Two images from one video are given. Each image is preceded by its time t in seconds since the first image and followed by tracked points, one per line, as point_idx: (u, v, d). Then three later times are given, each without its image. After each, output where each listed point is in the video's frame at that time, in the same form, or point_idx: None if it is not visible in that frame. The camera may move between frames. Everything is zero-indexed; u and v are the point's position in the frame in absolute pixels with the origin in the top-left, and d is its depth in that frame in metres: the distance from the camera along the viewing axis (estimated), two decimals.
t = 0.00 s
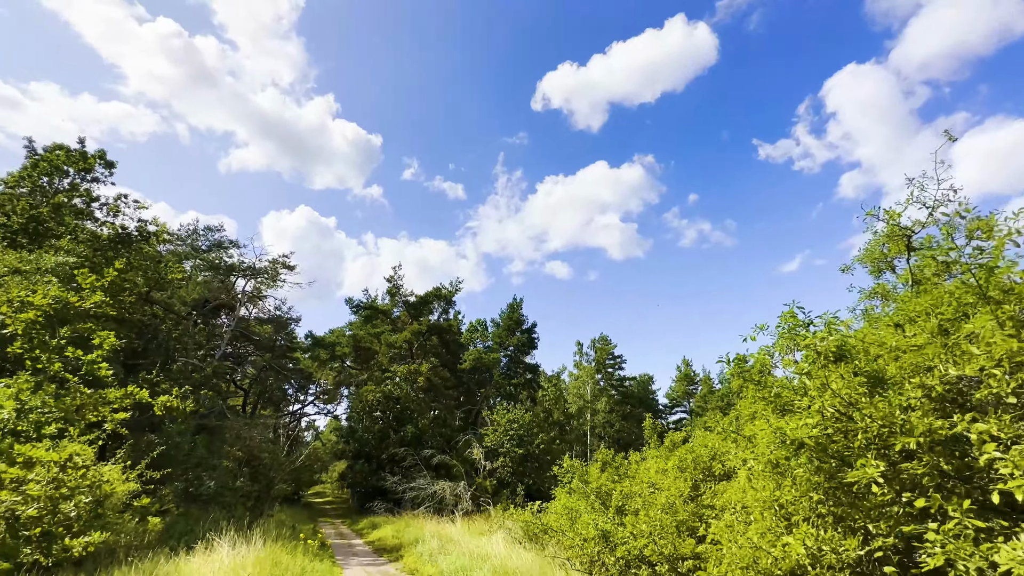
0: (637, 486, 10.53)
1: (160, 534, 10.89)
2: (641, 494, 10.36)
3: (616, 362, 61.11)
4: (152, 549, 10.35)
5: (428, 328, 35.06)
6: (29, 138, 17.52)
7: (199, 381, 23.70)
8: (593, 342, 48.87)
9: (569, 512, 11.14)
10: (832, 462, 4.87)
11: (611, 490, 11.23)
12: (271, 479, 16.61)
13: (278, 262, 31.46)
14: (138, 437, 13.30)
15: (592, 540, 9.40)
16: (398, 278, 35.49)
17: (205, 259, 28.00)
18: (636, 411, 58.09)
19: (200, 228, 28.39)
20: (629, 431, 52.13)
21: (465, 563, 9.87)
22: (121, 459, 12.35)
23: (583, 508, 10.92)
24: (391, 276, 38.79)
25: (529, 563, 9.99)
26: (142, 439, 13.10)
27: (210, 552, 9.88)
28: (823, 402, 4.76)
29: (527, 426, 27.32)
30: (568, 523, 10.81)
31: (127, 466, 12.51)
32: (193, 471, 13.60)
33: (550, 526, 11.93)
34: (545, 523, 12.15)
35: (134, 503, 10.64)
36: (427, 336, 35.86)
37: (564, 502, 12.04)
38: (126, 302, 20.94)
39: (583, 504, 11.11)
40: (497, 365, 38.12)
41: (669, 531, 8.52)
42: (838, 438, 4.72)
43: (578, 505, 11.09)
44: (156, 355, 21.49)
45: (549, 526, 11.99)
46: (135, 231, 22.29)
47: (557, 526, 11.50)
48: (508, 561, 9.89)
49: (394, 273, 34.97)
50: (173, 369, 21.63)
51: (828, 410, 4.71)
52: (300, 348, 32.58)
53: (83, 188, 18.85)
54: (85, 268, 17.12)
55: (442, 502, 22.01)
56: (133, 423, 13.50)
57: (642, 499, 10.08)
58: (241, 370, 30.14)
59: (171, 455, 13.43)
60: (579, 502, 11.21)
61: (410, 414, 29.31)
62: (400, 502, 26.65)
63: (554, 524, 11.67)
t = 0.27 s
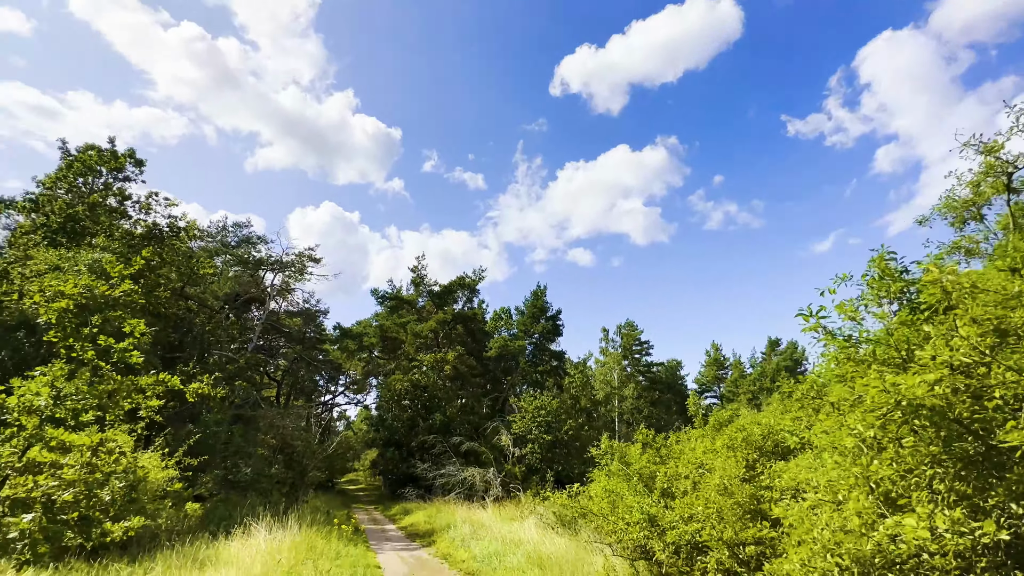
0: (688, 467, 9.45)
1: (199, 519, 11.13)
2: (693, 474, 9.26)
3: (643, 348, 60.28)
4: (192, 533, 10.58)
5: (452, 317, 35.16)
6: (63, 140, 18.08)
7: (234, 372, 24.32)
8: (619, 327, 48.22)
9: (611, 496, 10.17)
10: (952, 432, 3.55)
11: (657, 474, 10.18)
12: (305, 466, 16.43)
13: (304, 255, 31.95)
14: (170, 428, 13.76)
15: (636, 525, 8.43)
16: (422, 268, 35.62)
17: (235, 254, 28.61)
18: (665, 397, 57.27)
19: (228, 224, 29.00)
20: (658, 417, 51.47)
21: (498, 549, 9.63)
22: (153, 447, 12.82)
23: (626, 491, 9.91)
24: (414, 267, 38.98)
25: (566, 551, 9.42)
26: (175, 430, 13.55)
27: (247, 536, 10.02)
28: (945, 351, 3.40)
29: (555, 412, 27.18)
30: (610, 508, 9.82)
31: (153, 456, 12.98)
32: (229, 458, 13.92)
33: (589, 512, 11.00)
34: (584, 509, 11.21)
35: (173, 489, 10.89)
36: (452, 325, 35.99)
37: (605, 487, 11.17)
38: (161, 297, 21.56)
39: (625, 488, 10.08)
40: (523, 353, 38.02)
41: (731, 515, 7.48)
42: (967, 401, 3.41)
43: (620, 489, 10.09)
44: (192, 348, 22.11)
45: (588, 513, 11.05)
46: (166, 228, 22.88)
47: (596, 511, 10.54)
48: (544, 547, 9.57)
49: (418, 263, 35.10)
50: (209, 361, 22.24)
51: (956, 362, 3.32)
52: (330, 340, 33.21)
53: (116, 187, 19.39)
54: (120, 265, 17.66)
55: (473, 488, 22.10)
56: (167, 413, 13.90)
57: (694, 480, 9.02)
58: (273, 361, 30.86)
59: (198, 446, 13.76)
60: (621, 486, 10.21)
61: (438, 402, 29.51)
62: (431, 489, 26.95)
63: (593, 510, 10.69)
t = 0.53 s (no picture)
0: (738, 447, 8.04)
1: (229, 506, 11.28)
2: (746, 457, 7.81)
3: (666, 333, 59.36)
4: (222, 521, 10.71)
5: (473, 306, 35.08)
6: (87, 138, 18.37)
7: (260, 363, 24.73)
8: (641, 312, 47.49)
9: (647, 479, 8.74)
10: None
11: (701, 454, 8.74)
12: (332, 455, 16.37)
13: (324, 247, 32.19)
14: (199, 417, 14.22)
15: (681, 516, 7.20)
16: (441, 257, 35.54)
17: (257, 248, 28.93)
18: (690, 382, 56.40)
19: (250, 218, 29.33)
20: (683, 403, 50.74)
21: (528, 537, 9.38)
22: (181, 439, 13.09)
23: (666, 474, 8.50)
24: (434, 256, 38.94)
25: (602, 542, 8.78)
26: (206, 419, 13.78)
27: (275, 523, 10.08)
28: None
29: (579, 399, 26.94)
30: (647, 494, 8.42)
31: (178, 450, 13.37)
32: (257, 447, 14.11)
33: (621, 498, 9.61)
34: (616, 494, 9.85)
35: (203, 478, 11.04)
36: (473, 313, 35.93)
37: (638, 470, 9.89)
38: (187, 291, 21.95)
39: (664, 471, 8.65)
40: (544, 340, 37.76)
41: (804, 507, 6.05)
42: None
43: (658, 472, 8.66)
44: (219, 340, 22.51)
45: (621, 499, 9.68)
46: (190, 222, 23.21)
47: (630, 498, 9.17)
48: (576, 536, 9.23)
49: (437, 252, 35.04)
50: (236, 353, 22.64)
51: None
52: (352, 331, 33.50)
53: (140, 183, 19.70)
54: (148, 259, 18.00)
55: (497, 475, 22.08)
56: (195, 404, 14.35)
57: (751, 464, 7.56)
58: (299, 352, 31.32)
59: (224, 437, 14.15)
60: (658, 468, 8.78)
61: (460, 390, 29.56)
62: (456, 476, 27.08)
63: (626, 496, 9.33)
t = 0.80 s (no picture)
0: (788, 434, 6.98)
1: (252, 494, 11.36)
2: (798, 445, 6.74)
3: (685, 319, 58.41)
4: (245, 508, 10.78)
5: (489, 294, 34.91)
6: (104, 132, 18.51)
7: (280, 353, 24.99)
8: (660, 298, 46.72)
9: (679, 467, 7.67)
10: None
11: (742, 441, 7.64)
12: (352, 443, 16.28)
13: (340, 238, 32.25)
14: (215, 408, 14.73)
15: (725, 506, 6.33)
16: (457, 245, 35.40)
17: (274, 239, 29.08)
18: (710, 368, 55.55)
19: (267, 210, 29.51)
20: (703, 389, 50.05)
21: (551, 525, 9.16)
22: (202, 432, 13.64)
23: (703, 462, 7.42)
24: (449, 245, 38.80)
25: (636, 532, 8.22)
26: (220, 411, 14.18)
27: (296, 511, 10.09)
28: None
29: (597, 386, 26.66)
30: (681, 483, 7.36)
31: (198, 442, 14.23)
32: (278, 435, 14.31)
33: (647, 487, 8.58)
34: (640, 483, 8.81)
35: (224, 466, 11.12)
36: (489, 301, 35.79)
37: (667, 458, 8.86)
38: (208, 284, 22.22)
39: (700, 458, 7.58)
40: (561, 328, 37.50)
41: (880, 499, 5.00)
42: None
43: (693, 459, 7.59)
44: (240, 331, 22.79)
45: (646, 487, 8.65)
46: (208, 215, 23.37)
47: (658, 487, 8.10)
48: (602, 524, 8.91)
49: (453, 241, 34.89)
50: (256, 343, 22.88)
51: None
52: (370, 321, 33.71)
53: (157, 177, 19.86)
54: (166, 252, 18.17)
55: (517, 462, 21.99)
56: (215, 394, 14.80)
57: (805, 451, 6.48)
58: (318, 343, 31.61)
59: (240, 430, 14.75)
60: (693, 455, 7.72)
61: (478, 378, 29.52)
62: (476, 463, 27.13)
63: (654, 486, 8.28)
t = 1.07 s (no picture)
0: (840, 418, 5.85)
1: (265, 484, 11.30)
2: (852, 428, 5.65)
3: (701, 306, 57.47)
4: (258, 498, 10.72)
5: (502, 283, 34.62)
6: (114, 125, 18.50)
7: (295, 344, 25.04)
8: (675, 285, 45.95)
9: (711, 455, 6.84)
10: None
11: (787, 427, 6.64)
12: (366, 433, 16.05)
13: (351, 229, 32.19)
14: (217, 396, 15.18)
15: (767, 497, 5.51)
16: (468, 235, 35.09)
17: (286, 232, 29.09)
18: (727, 356, 54.70)
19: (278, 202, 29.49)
20: (720, 377, 49.33)
21: (567, 515, 8.89)
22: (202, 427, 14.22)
23: (738, 448, 6.55)
24: (461, 234, 38.49)
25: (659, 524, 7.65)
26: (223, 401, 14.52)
27: (308, 501, 9.97)
28: None
29: (613, 374, 26.31)
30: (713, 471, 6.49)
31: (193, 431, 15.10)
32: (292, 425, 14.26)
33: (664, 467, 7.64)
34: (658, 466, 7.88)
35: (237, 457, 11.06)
36: (502, 290, 35.50)
37: (694, 445, 8.01)
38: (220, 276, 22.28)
39: (735, 445, 6.72)
40: (575, 316, 37.10)
41: (976, 490, 3.90)
42: None
43: (726, 446, 6.74)
44: (254, 322, 22.85)
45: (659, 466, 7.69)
46: (219, 207, 23.36)
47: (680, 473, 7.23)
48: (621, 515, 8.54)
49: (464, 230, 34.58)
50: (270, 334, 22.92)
51: None
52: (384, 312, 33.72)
53: (168, 170, 19.85)
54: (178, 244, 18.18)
55: (532, 451, 21.82)
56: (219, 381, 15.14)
57: (864, 434, 5.39)
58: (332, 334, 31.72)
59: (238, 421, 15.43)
60: (726, 442, 6.87)
61: (492, 368, 29.36)
62: (491, 452, 27.05)
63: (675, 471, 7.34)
